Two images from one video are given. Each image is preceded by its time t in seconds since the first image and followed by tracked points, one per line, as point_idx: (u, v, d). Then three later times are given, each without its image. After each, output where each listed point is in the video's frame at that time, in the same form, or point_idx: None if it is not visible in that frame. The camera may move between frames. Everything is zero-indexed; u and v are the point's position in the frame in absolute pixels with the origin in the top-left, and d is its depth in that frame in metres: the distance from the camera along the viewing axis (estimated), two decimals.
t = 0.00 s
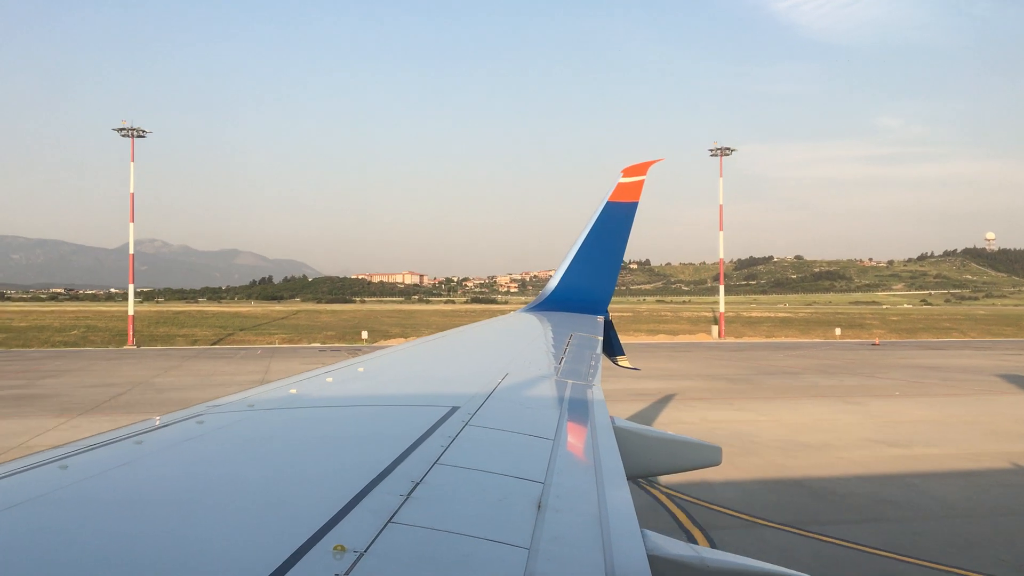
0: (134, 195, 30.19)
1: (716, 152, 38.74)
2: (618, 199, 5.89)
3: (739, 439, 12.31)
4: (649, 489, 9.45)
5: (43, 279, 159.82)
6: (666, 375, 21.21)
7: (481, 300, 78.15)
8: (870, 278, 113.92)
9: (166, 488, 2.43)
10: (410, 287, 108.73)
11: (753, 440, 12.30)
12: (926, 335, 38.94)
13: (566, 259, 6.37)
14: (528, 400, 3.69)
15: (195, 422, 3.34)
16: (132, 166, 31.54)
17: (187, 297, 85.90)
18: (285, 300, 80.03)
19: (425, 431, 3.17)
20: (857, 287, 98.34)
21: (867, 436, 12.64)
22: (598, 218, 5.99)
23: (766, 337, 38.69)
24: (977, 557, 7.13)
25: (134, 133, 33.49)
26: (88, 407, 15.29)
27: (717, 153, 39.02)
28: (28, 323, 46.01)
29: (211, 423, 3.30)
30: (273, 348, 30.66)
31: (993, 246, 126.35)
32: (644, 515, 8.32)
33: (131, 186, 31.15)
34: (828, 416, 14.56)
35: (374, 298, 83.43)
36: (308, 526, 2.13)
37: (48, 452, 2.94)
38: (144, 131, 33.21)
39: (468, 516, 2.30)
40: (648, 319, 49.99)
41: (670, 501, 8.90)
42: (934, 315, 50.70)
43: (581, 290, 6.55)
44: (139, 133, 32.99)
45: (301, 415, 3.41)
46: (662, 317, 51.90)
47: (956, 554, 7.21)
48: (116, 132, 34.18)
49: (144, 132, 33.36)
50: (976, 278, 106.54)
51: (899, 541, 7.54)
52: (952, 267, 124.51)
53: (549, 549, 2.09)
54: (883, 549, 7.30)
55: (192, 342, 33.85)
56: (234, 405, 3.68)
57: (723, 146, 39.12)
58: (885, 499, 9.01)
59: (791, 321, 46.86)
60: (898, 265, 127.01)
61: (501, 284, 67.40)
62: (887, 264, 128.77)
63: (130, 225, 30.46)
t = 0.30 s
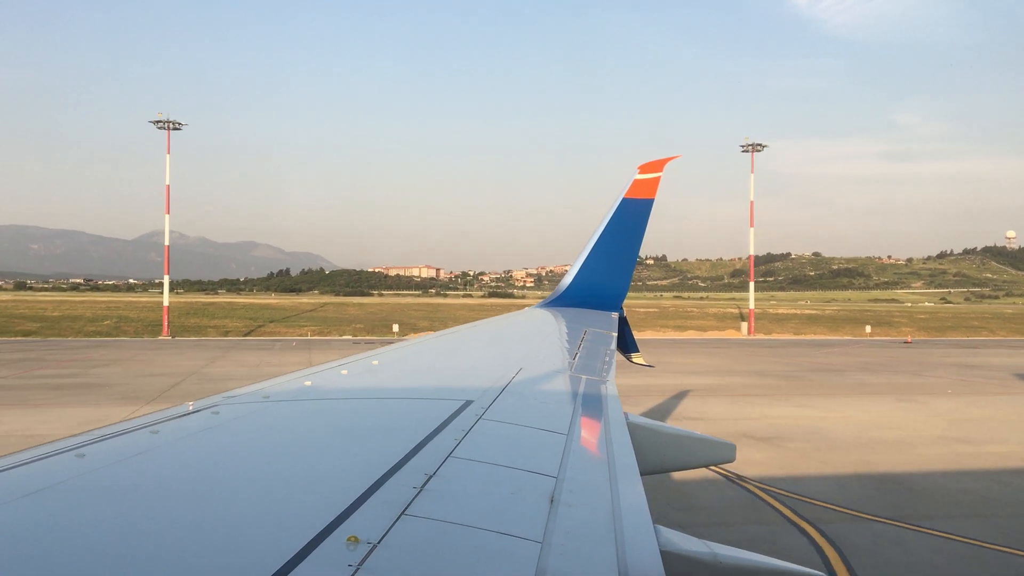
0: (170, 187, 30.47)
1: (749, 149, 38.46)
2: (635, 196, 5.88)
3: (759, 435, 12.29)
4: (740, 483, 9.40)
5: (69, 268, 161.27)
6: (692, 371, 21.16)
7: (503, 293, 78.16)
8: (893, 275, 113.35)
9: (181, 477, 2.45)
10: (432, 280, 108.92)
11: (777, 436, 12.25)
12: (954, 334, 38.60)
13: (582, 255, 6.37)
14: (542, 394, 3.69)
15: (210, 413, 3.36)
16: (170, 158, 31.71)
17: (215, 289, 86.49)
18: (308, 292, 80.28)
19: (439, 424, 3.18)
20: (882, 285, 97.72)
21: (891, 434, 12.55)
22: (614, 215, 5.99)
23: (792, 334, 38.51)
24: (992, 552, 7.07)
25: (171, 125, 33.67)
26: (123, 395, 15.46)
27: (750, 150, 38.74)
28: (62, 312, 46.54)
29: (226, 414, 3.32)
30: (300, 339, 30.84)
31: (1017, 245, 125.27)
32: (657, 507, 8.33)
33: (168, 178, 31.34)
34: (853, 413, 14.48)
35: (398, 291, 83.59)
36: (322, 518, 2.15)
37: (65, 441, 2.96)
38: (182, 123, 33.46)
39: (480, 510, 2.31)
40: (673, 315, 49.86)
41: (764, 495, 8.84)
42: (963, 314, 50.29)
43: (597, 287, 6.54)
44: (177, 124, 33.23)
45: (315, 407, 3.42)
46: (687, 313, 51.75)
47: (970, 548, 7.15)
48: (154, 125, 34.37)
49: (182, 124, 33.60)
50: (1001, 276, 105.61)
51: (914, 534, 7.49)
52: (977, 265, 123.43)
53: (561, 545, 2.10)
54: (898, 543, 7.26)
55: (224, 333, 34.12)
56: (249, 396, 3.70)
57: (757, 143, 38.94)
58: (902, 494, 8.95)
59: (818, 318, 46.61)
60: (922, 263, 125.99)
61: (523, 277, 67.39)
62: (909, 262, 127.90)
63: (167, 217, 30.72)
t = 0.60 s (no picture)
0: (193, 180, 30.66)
1: (767, 143, 38.46)
2: (641, 187, 5.89)
3: (772, 429, 12.29)
4: (824, 477, 9.42)
5: (81, 261, 161.83)
6: (709, 366, 21.15)
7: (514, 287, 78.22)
8: (903, 270, 113.10)
9: (189, 467, 2.46)
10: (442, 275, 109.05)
11: (792, 431, 12.23)
12: (972, 330, 38.46)
13: (586, 247, 6.38)
14: (546, 386, 3.70)
15: (216, 403, 3.38)
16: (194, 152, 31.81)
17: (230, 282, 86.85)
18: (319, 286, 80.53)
19: (444, 416, 3.18)
20: (895, 280, 97.40)
21: (905, 428, 12.51)
22: (620, 207, 5.99)
23: (809, 330, 38.41)
24: (1002, 546, 7.06)
25: (197, 120, 33.80)
26: (146, 387, 15.60)
27: (769, 145, 38.69)
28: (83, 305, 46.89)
29: (232, 404, 3.33)
30: (317, 332, 30.96)
31: None
32: (664, 500, 8.35)
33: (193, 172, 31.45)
34: (869, 408, 14.44)
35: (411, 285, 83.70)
36: (328, 507, 2.16)
37: (73, 430, 2.97)
38: (205, 118, 33.64)
39: (488, 502, 2.32)
40: (687, 310, 49.75)
41: (853, 489, 8.87)
42: (980, 310, 50.01)
43: (602, 279, 6.55)
44: (200, 119, 33.44)
45: (321, 399, 3.44)
46: (701, 308, 51.67)
47: (980, 542, 7.14)
48: (179, 119, 34.51)
49: (205, 119, 33.78)
50: (1013, 272, 105.17)
51: (922, 528, 7.48)
52: (990, 261, 122.81)
53: (566, 537, 2.11)
54: (907, 536, 7.25)
55: (244, 327, 34.31)
56: (255, 387, 3.71)
57: (778, 138, 38.86)
58: (911, 488, 8.93)
59: (835, 313, 46.49)
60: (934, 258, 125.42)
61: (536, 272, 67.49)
62: (919, 258, 127.60)
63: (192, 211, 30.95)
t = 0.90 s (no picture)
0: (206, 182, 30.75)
1: (777, 145, 38.46)
2: (635, 190, 5.90)
3: (778, 429, 12.30)
4: (896, 476, 9.44)
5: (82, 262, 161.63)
6: (716, 366, 21.17)
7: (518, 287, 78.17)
8: (902, 271, 113.13)
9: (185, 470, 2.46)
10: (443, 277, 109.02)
11: (794, 431, 12.22)
12: (977, 330, 38.42)
13: (581, 250, 6.38)
14: (542, 389, 3.69)
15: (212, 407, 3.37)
16: (206, 154, 31.72)
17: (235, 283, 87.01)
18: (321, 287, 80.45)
19: (439, 419, 3.18)
20: (895, 281, 97.51)
21: (908, 428, 12.49)
22: (615, 209, 6.00)
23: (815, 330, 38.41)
24: (1005, 544, 7.07)
25: (209, 121, 33.68)
26: (159, 387, 15.67)
27: (778, 147, 38.65)
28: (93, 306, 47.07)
29: (227, 408, 3.33)
30: (324, 333, 31.03)
31: None
32: (664, 499, 8.35)
33: (205, 173, 31.36)
34: (874, 408, 14.42)
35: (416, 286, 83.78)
36: (322, 511, 2.16)
37: (69, 434, 2.97)
38: (218, 120, 33.70)
39: (483, 505, 2.31)
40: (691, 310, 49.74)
41: (928, 489, 8.89)
42: (985, 311, 49.97)
43: (597, 281, 6.56)
44: (213, 121, 33.49)
45: (316, 401, 3.43)
46: (706, 309, 51.70)
47: (982, 540, 7.14)
48: (190, 120, 34.39)
49: (217, 122, 33.82)
50: (1009, 273, 105.21)
51: (923, 526, 7.50)
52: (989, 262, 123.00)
53: (562, 538, 2.10)
54: (909, 534, 7.27)
55: (253, 328, 34.37)
56: (250, 390, 3.71)
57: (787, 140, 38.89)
58: (910, 487, 8.94)
59: (841, 314, 46.44)
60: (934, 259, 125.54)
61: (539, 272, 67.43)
62: (918, 259, 127.62)
63: (205, 213, 31.04)
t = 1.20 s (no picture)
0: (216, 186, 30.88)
1: (783, 149, 38.58)
2: (630, 193, 5.91)
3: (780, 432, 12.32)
4: (959, 476, 9.50)
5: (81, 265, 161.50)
6: (722, 370, 21.20)
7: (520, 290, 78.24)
8: (899, 274, 113.36)
9: (180, 472, 2.47)
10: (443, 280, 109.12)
11: (796, 433, 12.22)
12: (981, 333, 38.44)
13: (574, 253, 6.40)
14: (535, 391, 3.70)
15: (205, 409, 3.37)
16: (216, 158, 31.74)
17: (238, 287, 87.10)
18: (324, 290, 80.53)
19: (433, 421, 3.17)
20: (892, 284, 97.69)
21: (910, 430, 12.48)
22: (608, 211, 6.01)
23: (819, 333, 38.45)
24: (1004, 545, 7.07)
25: (220, 125, 33.70)
26: (171, 390, 15.73)
27: (784, 150, 38.75)
28: (99, 310, 47.17)
29: (220, 410, 3.32)
30: (331, 337, 31.11)
31: None
32: (663, 502, 8.36)
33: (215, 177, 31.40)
34: (878, 411, 14.42)
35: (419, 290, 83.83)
36: (316, 513, 2.16)
37: (62, 436, 2.97)
38: (229, 124, 33.79)
39: (476, 507, 2.31)
40: (695, 314, 49.73)
41: (999, 489, 8.96)
42: (985, 314, 50.01)
43: (590, 283, 6.56)
44: (223, 125, 33.60)
45: (311, 403, 3.44)
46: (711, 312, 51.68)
47: (980, 542, 7.13)
48: (200, 124, 34.42)
49: (228, 126, 33.89)
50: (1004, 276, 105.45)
51: (921, 528, 7.50)
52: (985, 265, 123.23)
53: (556, 540, 2.11)
54: (907, 536, 7.26)
55: (261, 331, 34.43)
56: (244, 393, 3.71)
57: (792, 144, 38.96)
58: (910, 489, 8.94)
59: (845, 317, 46.45)
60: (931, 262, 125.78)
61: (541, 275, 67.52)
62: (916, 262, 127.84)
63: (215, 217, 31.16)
